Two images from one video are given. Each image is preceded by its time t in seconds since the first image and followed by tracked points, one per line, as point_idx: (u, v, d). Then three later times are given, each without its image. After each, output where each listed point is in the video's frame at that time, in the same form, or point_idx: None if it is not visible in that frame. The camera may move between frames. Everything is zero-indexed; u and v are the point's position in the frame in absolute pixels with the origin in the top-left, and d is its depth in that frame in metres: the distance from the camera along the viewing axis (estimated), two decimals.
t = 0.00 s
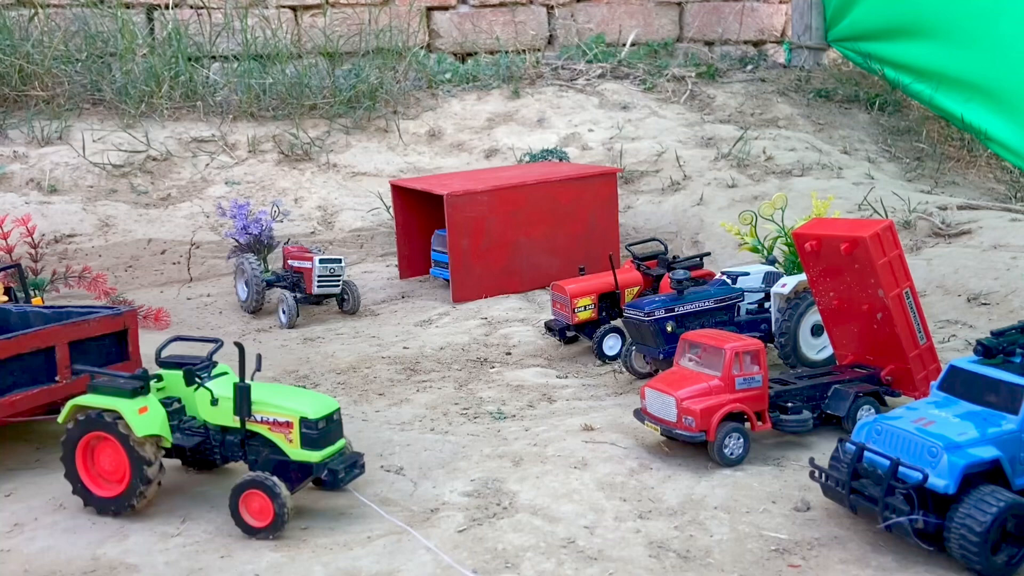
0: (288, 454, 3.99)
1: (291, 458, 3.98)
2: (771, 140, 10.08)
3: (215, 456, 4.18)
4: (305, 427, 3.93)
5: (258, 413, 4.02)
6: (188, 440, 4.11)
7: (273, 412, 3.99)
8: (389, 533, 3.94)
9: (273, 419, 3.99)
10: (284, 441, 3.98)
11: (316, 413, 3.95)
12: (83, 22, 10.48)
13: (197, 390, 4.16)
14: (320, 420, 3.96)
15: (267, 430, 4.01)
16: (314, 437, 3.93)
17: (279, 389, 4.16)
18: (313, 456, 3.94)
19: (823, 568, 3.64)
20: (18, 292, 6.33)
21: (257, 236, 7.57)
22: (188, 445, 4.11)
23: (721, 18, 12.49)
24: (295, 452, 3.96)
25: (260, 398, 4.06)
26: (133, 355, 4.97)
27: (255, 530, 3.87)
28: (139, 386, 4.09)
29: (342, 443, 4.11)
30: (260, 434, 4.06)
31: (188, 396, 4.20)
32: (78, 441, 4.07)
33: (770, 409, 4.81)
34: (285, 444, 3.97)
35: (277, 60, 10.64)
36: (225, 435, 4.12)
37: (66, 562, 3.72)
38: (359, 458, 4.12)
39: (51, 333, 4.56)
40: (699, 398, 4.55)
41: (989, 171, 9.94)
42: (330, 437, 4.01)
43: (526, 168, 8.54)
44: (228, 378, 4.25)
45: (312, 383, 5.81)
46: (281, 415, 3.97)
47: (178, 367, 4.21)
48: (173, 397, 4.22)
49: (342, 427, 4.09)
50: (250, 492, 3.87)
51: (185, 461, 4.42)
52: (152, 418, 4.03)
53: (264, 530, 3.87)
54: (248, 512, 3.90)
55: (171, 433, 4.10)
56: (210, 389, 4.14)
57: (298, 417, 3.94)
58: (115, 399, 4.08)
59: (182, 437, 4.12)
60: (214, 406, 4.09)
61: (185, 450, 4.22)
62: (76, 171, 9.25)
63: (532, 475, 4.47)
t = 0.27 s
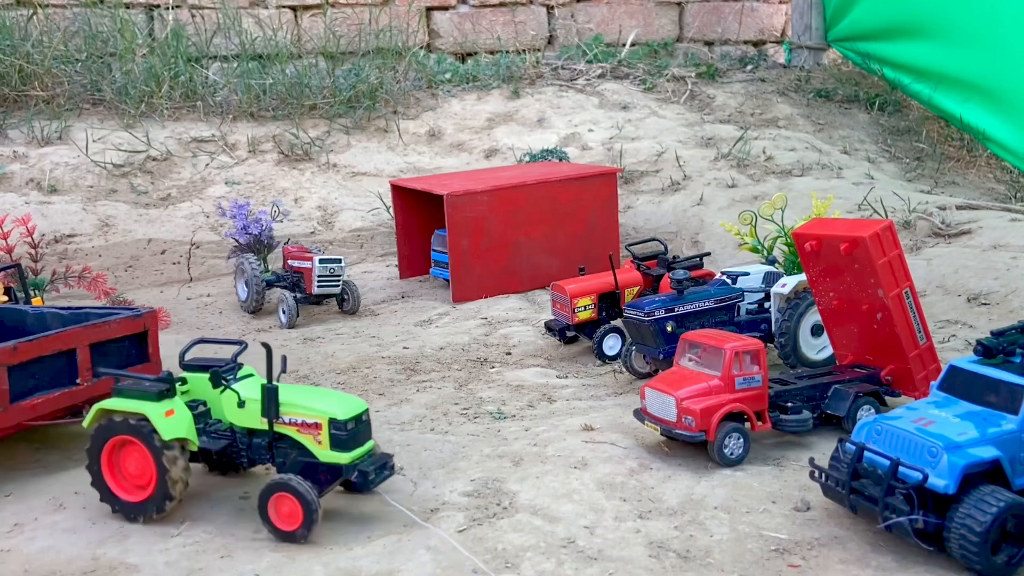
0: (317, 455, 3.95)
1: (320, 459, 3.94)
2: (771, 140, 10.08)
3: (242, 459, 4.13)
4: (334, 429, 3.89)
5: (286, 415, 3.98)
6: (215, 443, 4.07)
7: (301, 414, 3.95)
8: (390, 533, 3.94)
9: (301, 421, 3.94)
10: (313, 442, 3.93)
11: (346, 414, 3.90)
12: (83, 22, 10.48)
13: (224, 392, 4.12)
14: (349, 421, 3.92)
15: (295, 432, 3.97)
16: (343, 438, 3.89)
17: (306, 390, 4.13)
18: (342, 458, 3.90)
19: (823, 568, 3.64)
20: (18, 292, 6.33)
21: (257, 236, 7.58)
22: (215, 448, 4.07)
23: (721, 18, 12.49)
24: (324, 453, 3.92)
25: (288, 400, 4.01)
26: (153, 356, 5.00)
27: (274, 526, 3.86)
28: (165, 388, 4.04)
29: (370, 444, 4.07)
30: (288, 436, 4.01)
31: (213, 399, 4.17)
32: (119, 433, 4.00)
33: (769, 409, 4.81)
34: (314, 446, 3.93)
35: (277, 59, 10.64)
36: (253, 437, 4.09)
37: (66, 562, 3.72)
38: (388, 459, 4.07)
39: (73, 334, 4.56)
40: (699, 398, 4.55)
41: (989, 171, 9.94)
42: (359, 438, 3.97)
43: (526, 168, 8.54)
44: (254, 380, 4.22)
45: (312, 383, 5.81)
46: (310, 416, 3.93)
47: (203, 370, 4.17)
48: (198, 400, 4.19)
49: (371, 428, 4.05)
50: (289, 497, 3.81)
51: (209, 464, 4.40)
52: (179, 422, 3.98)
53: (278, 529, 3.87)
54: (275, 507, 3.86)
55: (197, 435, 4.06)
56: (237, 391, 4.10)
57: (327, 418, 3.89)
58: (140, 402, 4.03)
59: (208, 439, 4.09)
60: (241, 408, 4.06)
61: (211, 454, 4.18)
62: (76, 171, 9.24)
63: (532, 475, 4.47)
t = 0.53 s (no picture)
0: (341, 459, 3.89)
1: (344, 463, 3.87)
2: (771, 140, 10.08)
3: (266, 463, 4.09)
4: (358, 432, 3.82)
5: (310, 418, 3.91)
6: (238, 447, 4.00)
7: (325, 417, 3.88)
8: (390, 533, 3.94)
9: (325, 424, 3.88)
10: (337, 446, 3.87)
11: (370, 417, 3.83)
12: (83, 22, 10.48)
13: (246, 395, 4.04)
14: (373, 424, 3.85)
15: (319, 435, 3.90)
16: (368, 441, 3.82)
17: (329, 392, 4.06)
18: (367, 461, 3.84)
19: (823, 568, 3.64)
20: (17, 292, 6.32)
21: (257, 236, 7.57)
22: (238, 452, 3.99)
23: (721, 17, 12.48)
24: (348, 457, 3.86)
25: (311, 402, 3.94)
26: (172, 359, 4.94)
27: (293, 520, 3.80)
28: (187, 391, 3.94)
29: (395, 447, 4.01)
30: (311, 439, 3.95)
31: (235, 401, 4.08)
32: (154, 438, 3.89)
33: (769, 409, 4.81)
34: (339, 449, 3.87)
35: (277, 59, 10.64)
36: (275, 441, 4.04)
37: (66, 562, 3.72)
38: (413, 463, 4.01)
39: (92, 337, 4.52)
40: (699, 398, 4.54)
41: (990, 171, 9.94)
42: (384, 441, 3.90)
43: (526, 168, 8.54)
44: (277, 383, 4.14)
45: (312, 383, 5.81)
46: (333, 420, 3.86)
47: (225, 373, 4.09)
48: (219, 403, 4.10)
49: (395, 430, 3.98)
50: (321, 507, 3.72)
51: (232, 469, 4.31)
52: (201, 426, 3.90)
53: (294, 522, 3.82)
54: (301, 507, 3.77)
55: (219, 439, 3.98)
56: (260, 394, 4.03)
57: (351, 421, 3.83)
58: (161, 405, 3.93)
59: (231, 443, 4.01)
60: (264, 411, 3.99)
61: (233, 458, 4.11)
62: (76, 171, 9.24)
63: (532, 475, 4.47)
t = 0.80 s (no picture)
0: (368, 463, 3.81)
1: (372, 467, 3.79)
2: (771, 140, 10.07)
3: (291, 467, 4.02)
4: (386, 435, 3.74)
5: (337, 421, 3.85)
6: (263, 451, 3.95)
7: (351, 420, 3.81)
8: (390, 533, 3.94)
9: (352, 427, 3.81)
10: (364, 450, 3.79)
11: (397, 420, 3.76)
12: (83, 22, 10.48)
13: (271, 398, 3.99)
14: (401, 427, 3.77)
15: (346, 439, 3.83)
16: (395, 444, 3.74)
17: (356, 395, 3.99)
18: (395, 466, 3.75)
19: (823, 568, 3.64)
20: (17, 292, 6.31)
21: (257, 236, 7.57)
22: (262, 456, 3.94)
23: (721, 17, 12.48)
24: (376, 461, 3.77)
25: (338, 405, 3.88)
26: (191, 362, 4.92)
27: (316, 518, 3.74)
28: (212, 395, 3.89)
29: (423, 451, 3.92)
30: (338, 443, 3.88)
31: (260, 405, 4.04)
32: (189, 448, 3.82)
33: (769, 409, 4.81)
34: (366, 453, 3.79)
35: (276, 60, 10.64)
36: (300, 445, 3.97)
37: (66, 562, 3.72)
38: (442, 467, 3.90)
39: (115, 338, 4.50)
40: (699, 398, 4.54)
41: (989, 171, 9.93)
42: (412, 445, 3.82)
43: (526, 168, 8.54)
44: (302, 386, 4.09)
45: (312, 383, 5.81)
46: (360, 422, 3.79)
47: (250, 376, 4.06)
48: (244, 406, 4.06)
49: (423, 434, 3.90)
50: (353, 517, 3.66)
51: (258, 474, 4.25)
52: (226, 429, 3.84)
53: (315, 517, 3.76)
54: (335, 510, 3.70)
55: (243, 443, 3.93)
56: (285, 397, 3.98)
57: (377, 424, 3.75)
58: (185, 408, 3.88)
59: (255, 447, 3.97)
60: (288, 414, 3.94)
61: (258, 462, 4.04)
62: (76, 170, 9.24)
63: (531, 475, 4.47)
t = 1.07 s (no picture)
0: (395, 468, 3.74)
1: (399, 472, 3.72)
2: (771, 140, 10.08)
3: (317, 472, 3.92)
4: (414, 439, 3.68)
5: (362, 425, 3.78)
6: (288, 457, 3.87)
7: (377, 423, 3.75)
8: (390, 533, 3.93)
9: (378, 431, 3.74)
10: (391, 454, 3.73)
11: (425, 423, 3.70)
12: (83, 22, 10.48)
13: (296, 403, 3.91)
14: (428, 430, 3.71)
15: (372, 443, 3.76)
16: (422, 448, 3.68)
17: (381, 399, 3.92)
18: (422, 470, 3.69)
19: (823, 568, 3.64)
20: (17, 293, 6.31)
21: (257, 236, 7.58)
22: (288, 462, 3.86)
23: (721, 17, 12.48)
24: (403, 465, 3.71)
25: (364, 408, 3.81)
26: (212, 366, 4.87)
27: (345, 519, 3.67)
28: (236, 400, 3.81)
29: (451, 454, 3.86)
30: (364, 447, 3.81)
31: (285, 409, 3.95)
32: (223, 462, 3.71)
33: (770, 409, 4.81)
34: (393, 457, 3.73)
35: (276, 59, 10.64)
36: (326, 449, 3.89)
37: (66, 562, 3.72)
38: (470, 471, 3.87)
39: (137, 342, 4.45)
40: (699, 398, 4.54)
41: (989, 171, 9.93)
42: (440, 448, 3.76)
43: (526, 168, 8.53)
44: (327, 389, 4.01)
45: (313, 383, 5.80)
46: (387, 426, 3.73)
47: (274, 380, 3.96)
48: (268, 411, 3.98)
49: (451, 437, 3.83)
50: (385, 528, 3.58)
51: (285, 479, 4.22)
52: (252, 434, 3.76)
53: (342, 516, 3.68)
54: (367, 519, 3.63)
55: (269, 448, 3.84)
56: (310, 401, 3.90)
57: (405, 428, 3.69)
58: (210, 414, 3.80)
59: (281, 452, 3.88)
60: (314, 418, 3.86)
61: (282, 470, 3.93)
62: (75, 170, 9.24)
63: (531, 475, 4.47)
